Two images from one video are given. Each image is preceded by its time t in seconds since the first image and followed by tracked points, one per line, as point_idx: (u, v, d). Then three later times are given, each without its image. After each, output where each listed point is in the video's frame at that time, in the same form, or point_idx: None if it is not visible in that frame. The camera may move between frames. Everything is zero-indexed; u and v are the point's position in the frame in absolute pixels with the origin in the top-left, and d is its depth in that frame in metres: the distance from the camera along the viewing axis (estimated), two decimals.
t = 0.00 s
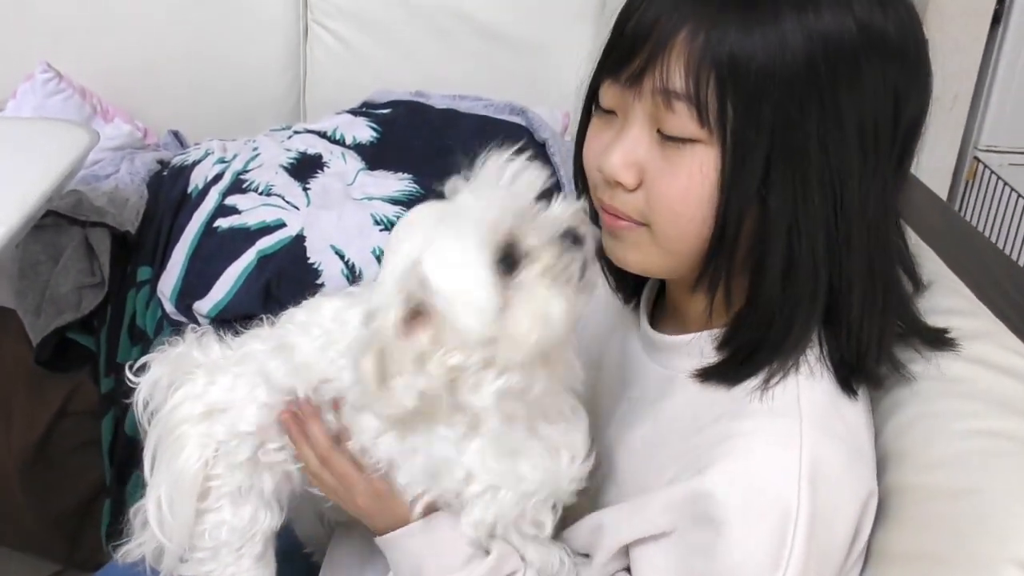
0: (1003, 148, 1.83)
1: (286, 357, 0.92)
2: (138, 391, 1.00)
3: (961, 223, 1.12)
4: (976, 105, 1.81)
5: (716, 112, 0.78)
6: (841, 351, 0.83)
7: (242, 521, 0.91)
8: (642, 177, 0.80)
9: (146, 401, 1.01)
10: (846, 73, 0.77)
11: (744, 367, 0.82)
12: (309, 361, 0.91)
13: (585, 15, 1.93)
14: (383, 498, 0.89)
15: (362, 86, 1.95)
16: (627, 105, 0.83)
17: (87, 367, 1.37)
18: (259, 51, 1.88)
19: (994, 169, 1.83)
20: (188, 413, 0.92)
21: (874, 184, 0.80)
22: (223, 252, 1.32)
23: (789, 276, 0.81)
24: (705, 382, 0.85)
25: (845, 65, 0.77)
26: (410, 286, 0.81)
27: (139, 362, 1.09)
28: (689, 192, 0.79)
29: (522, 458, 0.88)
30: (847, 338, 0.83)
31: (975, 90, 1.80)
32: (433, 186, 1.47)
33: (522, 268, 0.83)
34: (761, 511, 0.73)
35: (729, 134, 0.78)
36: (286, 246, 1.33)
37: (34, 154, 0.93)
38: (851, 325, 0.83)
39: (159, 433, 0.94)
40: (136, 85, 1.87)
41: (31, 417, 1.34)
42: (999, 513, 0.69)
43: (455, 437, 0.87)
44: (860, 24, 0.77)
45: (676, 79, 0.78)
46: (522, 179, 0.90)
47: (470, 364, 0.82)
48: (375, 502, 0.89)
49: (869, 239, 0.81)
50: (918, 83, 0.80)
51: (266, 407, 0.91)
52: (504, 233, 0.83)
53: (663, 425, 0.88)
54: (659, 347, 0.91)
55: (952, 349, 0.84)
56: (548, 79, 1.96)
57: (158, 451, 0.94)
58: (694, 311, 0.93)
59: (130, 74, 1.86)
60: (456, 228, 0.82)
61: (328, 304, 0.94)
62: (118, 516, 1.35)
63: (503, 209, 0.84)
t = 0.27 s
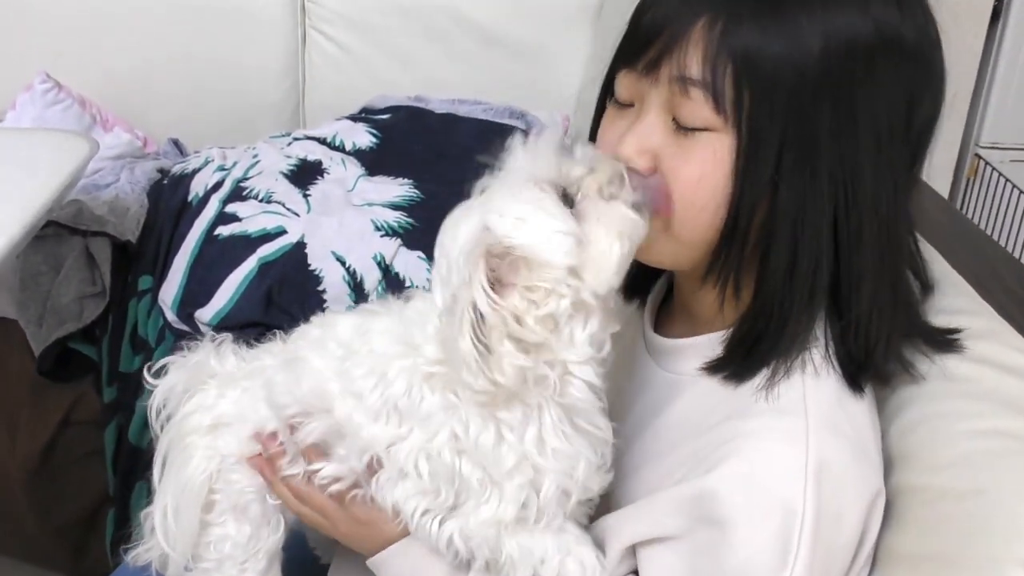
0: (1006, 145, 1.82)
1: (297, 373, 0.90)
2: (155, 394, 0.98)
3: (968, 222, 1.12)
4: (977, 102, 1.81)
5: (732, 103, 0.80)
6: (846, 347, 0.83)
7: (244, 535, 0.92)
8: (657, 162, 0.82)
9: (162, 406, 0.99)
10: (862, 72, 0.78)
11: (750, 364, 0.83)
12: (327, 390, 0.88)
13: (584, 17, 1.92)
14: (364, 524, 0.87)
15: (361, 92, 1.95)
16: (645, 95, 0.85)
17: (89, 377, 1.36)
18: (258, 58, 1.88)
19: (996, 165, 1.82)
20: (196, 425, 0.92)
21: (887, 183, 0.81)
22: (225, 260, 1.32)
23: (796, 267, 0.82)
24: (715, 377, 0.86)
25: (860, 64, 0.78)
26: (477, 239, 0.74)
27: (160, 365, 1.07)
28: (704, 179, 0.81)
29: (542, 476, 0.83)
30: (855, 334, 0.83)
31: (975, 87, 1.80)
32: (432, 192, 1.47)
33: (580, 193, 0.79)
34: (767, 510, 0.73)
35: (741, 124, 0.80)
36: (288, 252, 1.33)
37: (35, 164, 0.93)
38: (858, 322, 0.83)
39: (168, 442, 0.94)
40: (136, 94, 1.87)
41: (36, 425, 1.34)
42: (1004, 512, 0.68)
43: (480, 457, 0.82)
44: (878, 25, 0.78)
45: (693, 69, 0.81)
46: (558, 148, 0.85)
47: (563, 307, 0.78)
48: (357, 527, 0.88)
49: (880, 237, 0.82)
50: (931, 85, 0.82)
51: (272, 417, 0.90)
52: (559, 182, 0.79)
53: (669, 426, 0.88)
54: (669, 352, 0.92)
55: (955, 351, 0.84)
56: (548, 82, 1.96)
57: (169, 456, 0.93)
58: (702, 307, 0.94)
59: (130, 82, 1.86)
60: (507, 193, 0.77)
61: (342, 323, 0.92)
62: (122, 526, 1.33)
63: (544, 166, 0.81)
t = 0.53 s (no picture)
0: (1009, 140, 1.80)
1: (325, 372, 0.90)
2: (179, 397, 0.98)
3: (975, 221, 1.11)
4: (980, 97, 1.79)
5: (767, 93, 0.78)
6: (867, 345, 0.82)
7: (263, 545, 0.89)
8: (685, 149, 0.79)
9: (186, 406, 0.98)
10: (898, 70, 0.77)
11: (768, 358, 0.82)
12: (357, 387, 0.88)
13: (584, 17, 1.92)
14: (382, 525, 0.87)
15: (363, 94, 1.95)
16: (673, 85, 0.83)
17: (94, 383, 1.36)
18: (260, 62, 1.88)
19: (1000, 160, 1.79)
20: (220, 428, 0.90)
21: (915, 182, 0.80)
22: (229, 263, 1.32)
23: (822, 262, 0.81)
24: (734, 370, 0.85)
25: (897, 61, 0.77)
26: (483, 219, 0.75)
27: (187, 364, 1.08)
28: (735, 167, 0.79)
29: (587, 456, 0.81)
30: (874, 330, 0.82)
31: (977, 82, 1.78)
32: (435, 194, 1.47)
33: (585, 172, 0.77)
34: (788, 504, 0.73)
35: (775, 115, 0.78)
36: (292, 255, 1.33)
37: (38, 170, 0.93)
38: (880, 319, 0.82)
39: (191, 444, 0.92)
40: (137, 99, 1.87)
41: (41, 431, 1.32)
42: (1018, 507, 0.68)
43: (524, 437, 0.81)
44: (913, 24, 0.78)
45: (729, 57, 0.79)
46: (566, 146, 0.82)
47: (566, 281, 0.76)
48: (376, 528, 0.87)
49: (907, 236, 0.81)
50: (960, 87, 0.82)
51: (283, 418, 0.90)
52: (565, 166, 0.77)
53: (682, 421, 0.87)
54: (681, 349, 0.91)
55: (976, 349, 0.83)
56: (549, 83, 1.96)
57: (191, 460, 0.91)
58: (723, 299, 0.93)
59: (132, 88, 1.86)
60: (519, 173, 0.76)
61: (368, 327, 0.93)
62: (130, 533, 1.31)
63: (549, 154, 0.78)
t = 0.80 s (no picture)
0: (1007, 138, 1.80)
1: (316, 381, 0.88)
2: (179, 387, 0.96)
3: (975, 222, 1.11)
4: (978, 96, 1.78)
5: (773, 90, 0.78)
6: (864, 344, 0.82)
7: (259, 537, 0.90)
8: (688, 143, 0.80)
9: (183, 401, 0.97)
10: (906, 73, 0.77)
11: (765, 356, 0.82)
12: (346, 395, 0.86)
13: (582, 17, 1.92)
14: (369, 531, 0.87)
15: (361, 95, 1.95)
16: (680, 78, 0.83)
17: (93, 384, 1.36)
18: (259, 62, 1.88)
19: (998, 159, 1.79)
20: (216, 422, 0.89)
21: (917, 185, 0.80)
22: (227, 264, 1.32)
23: (823, 258, 0.81)
24: (730, 367, 0.85)
25: (906, 64, 0.77)
26: (480, 224, 0.74)
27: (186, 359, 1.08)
28: (737, 163, 0.79)
29: (573, 463, 0.82)
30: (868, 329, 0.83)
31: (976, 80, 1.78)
32: (433, 194, 1.47)
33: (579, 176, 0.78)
34: (776, 505, 0.73)
35: (779, 112, 0.78)
36: (290, 256, 1.33)
37: (36, 171, 0.93)
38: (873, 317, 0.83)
39: (188, 436, 0.91)
40: (135, 100, 1.87)
41: (39, 431, 1.32)
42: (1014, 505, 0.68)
43: (511, 443, 0.81)
44: (925, 31, 0.77)
45: (736, 53, 0.79)
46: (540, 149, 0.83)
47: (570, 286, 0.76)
48: (362, 532, 0.88)
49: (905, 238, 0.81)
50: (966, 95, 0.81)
51: (282, 422, 0.89)
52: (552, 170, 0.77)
53: (681, 421, 0.87)
54: (679, 349, 0.91)
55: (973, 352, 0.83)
56: (547, 83, 1.96)
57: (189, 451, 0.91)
58: (720, 296, 0.93)
59: (130, 90, 1.86)
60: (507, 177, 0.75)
61: (357, 330, 0.90)
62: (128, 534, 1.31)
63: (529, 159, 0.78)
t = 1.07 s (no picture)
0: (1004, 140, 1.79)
1: (297, 381, 0.89)
2: (150, 401, 0.98)
3: (971, 224, 1.11)
4: (976, 97, 1.77)
5: (733, 96, 0.79)
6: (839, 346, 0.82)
7: (241, 544, 0.92)
8: (652, 148, 0.82)
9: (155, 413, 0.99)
10: (866, 80, 0.77)
11: (745, 360, 0.82)
12: (328, 395, 0.87)
13: (580, 18, 1.92)
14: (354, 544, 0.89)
15: (358, 95, 1.95)
16: (646, 83, 0.85)
17: (89, 384, 1.35)
18: (256, 62, 1.88)
19: (995, 161, 1.78)
20: (189, 433, 0.91)
21: (884, 193, 0.80)
22: (224, 265, 1.32)
23: (788, 264, 0.81)
24: (708, 372, 0.86)
25: (865, 73, 0.77)
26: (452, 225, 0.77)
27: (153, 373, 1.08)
28: (697, 169, 0.80)
29: (551, 461, 0.85)
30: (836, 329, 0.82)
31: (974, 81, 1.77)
32: (429, 195, 1.47)
33: (558, 176, 0.81)
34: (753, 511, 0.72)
35: (739, 118, 0.79)
36: (286, 257, 1.32)
37: (31, 171, 0.92)
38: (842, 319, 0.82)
39: (162, 448, 0.93)
40: (132, 100, 1.87)
41: (35, 431, 1.32)
42: (1008, 509, 0.68)
43: (489, 442, 0.84)
44: (887, 37, 0.77)
45: (699, 58, 0.80)
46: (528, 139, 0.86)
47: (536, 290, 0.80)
48: (348, 545, 0.89)
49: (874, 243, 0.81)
50: (934, 99, 0.81)
51: (263, 425, 0.90)
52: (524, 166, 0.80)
53: (665, 423, 0.87)
54: (661, 353, 0.91)
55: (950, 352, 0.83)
56: (544, 84, 1.96)
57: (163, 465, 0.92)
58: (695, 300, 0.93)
59: (126, 90, 1.86)
60: (485, 166, 0.80)
61: (335, 327, 0.91)
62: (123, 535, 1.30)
63: (507, 151, 0.82)
